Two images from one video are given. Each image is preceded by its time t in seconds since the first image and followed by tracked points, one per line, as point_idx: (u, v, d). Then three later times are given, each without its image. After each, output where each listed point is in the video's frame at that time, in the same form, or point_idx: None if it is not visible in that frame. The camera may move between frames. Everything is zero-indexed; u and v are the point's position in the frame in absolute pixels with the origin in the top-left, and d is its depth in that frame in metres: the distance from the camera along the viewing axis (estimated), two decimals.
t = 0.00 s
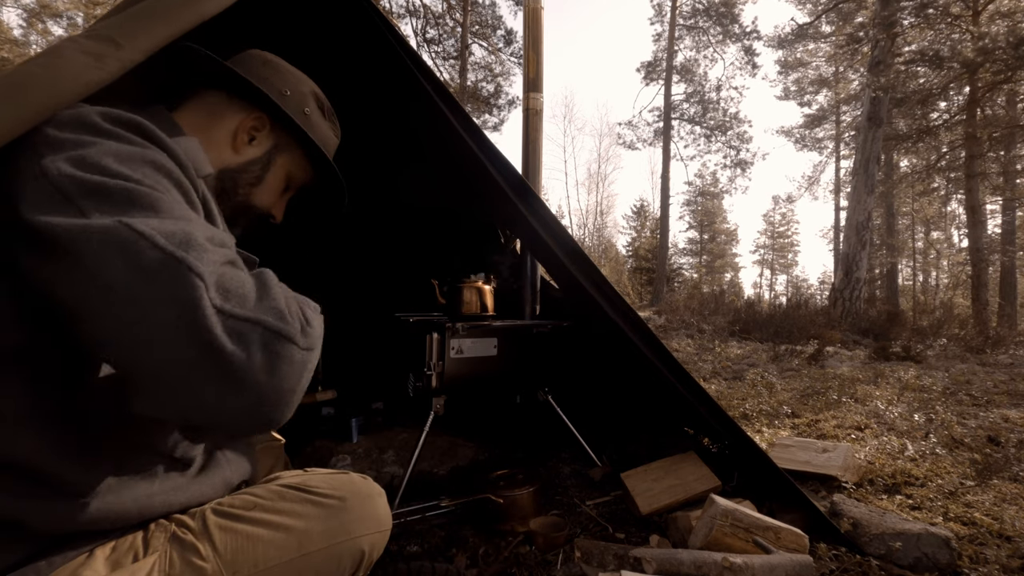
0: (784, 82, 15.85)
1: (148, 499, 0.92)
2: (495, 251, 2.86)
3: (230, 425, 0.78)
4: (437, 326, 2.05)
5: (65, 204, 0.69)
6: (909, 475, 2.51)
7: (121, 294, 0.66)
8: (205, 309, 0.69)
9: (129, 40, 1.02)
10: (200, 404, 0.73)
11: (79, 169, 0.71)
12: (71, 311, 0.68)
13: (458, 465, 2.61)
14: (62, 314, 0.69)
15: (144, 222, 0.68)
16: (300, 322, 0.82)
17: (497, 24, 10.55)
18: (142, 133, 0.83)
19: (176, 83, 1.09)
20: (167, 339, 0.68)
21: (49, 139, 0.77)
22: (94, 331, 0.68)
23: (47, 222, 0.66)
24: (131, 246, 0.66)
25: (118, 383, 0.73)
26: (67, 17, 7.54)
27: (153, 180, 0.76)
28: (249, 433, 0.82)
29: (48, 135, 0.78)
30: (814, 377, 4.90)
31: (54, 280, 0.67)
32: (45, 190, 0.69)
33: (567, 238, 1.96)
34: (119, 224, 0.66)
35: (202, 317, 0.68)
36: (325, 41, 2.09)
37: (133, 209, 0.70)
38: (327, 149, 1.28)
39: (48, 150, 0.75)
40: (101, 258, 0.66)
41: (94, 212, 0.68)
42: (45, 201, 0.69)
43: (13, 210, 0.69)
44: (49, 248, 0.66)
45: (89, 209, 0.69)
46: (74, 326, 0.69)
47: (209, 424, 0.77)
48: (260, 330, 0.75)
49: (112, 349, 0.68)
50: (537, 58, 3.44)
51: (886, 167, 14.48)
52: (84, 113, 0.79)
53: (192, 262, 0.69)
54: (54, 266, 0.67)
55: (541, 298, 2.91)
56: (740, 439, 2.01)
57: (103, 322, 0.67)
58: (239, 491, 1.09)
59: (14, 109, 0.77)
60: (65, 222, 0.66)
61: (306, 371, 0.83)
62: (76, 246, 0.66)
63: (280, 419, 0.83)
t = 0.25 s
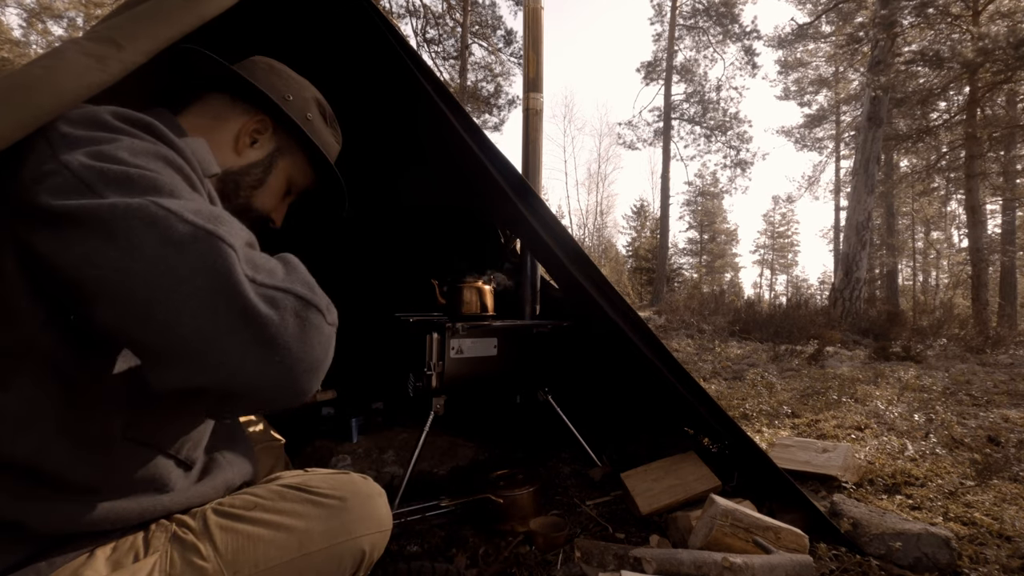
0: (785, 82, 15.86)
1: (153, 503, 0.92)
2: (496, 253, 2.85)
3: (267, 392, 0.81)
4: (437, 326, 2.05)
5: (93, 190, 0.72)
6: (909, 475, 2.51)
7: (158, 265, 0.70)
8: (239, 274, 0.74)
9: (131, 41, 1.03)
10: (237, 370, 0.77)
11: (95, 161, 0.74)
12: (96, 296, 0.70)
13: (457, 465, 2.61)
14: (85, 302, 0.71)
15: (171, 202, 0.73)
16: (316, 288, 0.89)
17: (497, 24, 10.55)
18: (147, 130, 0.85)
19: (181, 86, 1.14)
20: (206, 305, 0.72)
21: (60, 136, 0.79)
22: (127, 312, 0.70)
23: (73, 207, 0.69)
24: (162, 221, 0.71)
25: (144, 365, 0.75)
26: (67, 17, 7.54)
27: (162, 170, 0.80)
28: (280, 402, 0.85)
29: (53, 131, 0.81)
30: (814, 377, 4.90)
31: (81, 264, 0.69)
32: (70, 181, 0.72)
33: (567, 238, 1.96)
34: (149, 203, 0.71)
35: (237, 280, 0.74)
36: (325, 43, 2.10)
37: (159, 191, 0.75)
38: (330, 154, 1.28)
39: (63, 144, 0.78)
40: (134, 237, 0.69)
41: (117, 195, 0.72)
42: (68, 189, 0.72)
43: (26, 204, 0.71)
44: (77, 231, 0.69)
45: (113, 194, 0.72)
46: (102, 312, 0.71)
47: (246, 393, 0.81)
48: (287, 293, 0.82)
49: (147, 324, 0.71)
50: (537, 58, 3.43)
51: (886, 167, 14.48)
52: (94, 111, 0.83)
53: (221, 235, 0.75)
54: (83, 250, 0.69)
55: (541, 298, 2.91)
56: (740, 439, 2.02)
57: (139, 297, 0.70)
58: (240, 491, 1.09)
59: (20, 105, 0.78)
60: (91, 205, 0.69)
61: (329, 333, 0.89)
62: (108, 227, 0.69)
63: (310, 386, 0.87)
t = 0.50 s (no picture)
0: (784, 82, 15.86)
1: (153, 503, 0.92)
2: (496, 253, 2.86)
3: (277, 364, 0.83)
4: (437, 326, 2.05)
5: (91, 177, 0.73)
6: (909, 475, 2.51)
7: (159, 242, 0.71)
8: (241, 247, 0.76)
9: (130, 41, 1.03)
10: (244, 344, 0.78)
11: (92, 151, 0.75)
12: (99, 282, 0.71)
13: (457, 465, 2.61)
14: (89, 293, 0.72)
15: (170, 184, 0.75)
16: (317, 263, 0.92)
17: (497, 24, 10.55)
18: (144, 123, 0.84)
19: (182, 87, 1.15)
20: (209, 278, 0.74)
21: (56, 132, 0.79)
22: (130, 295, 0.72)
23: (71, 195, 0.70)
24: (161, 199, 0.72)
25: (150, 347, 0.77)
26: (68, 18, 7.56)
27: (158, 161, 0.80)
28: (291, 376, 0.87)
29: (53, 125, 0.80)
30: (814, 377, 4.90)
31: (81, 252, 0.70)
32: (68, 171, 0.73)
33: (567, 237, 1.96)
34: (149, 184, 0.73)
35: (239, 252, 0.76)
36: (326, 43, 2.10)
37: (161, 176, 0.76)
38: (330, 154, 1.27)
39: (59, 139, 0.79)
40: (137, 217, 0.71)
41: (115, 181, 0.73)
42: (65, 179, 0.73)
43: (25, 197, 0.72)
44: (76, 219, 0.70)
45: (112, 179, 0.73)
46: (104, 300, 0.72)
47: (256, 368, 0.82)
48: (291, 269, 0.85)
49: (150, 305, 0.72)
50: (537, 58, 3.43)
51: (886, 167, 14.48)
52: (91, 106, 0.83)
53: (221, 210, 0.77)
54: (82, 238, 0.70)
55: (541, 297, 2.91)
56: (740, 439, 2.02)
57: (140, 276, 0.71)
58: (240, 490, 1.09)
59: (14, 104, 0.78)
60: (89, 191, 0.70)
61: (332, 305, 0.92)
62: (107, 210, 0.70)
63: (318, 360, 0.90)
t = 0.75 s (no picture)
0: (784, 83, 15.87)
1: (161, 504, 0.92)
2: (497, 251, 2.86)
3: (188, 375, 0.74)
4: (437, 326, 2.05)
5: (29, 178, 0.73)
6: (909, 475, 2.51)
7: (57, 239, 0.68)
8: (129, 252, 0.68)
9: (128, 41, 1.03)
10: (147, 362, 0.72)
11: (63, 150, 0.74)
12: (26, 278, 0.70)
13: (457, 465, 2.62)
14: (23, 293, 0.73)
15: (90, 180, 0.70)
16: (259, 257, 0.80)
17: (497, 24, 10.54)
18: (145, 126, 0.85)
19: (181, 90, 1.14)
20: (101, 278, 0.67)
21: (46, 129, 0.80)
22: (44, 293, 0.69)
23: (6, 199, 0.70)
24: (68, 198, 0.68)
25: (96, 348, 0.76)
26: (69, 18, 7.56)
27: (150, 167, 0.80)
28: (219, 390, 0.78)
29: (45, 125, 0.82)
30: (814, 377, 4.90)
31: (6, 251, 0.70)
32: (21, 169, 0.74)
33: (567, 237, 1.96)
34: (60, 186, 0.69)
35: (123, 257, 0.67)
36: (326, 43, 2.10)
37: (87, 172, 0.73)
38: (328, 143, 1.29)
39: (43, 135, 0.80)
40: (36, 222, 0.68)
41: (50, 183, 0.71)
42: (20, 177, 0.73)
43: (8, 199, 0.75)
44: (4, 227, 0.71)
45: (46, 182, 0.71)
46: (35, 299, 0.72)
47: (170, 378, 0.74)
48: (193, 269, 0.71)
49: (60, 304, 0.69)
50: (537, 58, 3.44)
51: (886, 167, 14.47)
52: (80, 107, 0.83)
53: (122, 208, 0.69)
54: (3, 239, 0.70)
55: (541, 297, 2.91)
56: (740, 439, 2.02)
57: (45, 274, 0.68)
58: (239, 490, 1.08)
59: (12, 107, 0.79)
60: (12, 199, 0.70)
61: (266, 309, 0.78)
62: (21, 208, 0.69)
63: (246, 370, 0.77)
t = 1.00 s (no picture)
0: (784, 83, 15.88)
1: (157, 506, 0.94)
2: (497, 250, 2.85)
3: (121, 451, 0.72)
4: (437, 326, 2.05)
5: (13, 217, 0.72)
6: (909, 475, 2.51)
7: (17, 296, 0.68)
8: (65, 340, 0.64)
9: (132, 43, 1.02)
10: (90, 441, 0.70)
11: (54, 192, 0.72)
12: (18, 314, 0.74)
13: (457, 465, 2.62)
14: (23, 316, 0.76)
15: (59, 244, 0.67)
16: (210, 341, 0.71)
17: (497, 24, 10.53)
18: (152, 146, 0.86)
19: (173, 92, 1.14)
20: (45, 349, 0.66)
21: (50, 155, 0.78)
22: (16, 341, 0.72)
23: None
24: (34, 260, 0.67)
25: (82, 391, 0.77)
26: (69, 17, 7.56)
27: (149, 202, 0.79)
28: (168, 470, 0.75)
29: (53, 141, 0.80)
30: (814, 377, 4.90)
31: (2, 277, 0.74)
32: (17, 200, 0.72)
33: (567, 239, 1.95)
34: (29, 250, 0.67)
35: (60, 344, 0.65)
36: (325, 43, 2.10)
37: (64, 228, 0.70)
38: (309, 104, 1.27)
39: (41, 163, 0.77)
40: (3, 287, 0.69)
41: (40, 229, 0.70)
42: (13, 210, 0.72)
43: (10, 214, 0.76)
44: None
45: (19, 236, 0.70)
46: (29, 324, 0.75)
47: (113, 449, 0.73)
48: (125, 365, 0.66)
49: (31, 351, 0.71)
50: (537, 58, 3.44)
51: (886, 167, 14.46)
52: (85, 125, 0.81)
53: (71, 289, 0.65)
54: None
55: (541, 297, 2.91)
56: (740, 439, 2.02)
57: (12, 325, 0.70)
58: (239, 490, 1.08)
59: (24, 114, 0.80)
60: None
61: (203, 402, 0.70)
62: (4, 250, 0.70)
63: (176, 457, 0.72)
